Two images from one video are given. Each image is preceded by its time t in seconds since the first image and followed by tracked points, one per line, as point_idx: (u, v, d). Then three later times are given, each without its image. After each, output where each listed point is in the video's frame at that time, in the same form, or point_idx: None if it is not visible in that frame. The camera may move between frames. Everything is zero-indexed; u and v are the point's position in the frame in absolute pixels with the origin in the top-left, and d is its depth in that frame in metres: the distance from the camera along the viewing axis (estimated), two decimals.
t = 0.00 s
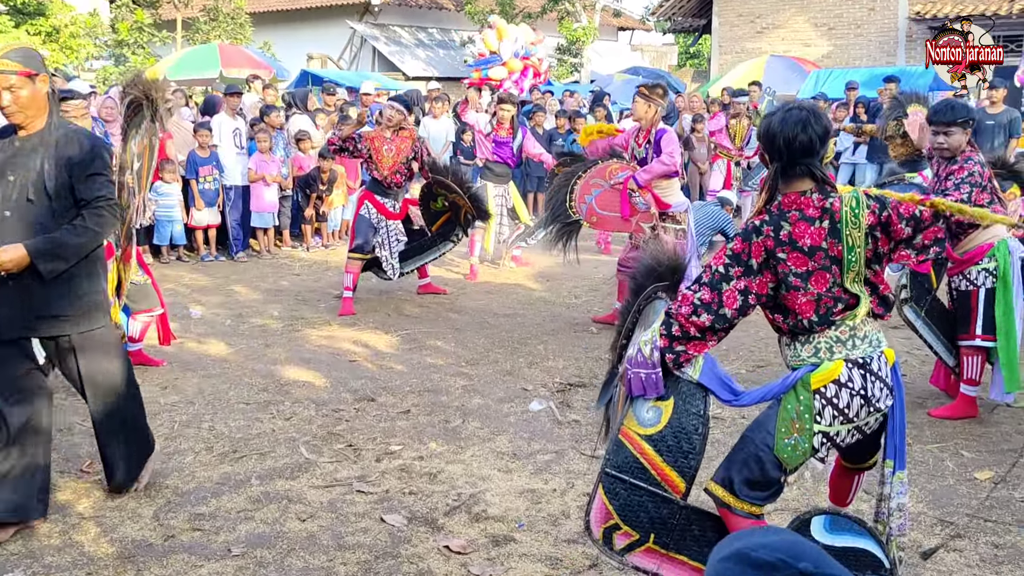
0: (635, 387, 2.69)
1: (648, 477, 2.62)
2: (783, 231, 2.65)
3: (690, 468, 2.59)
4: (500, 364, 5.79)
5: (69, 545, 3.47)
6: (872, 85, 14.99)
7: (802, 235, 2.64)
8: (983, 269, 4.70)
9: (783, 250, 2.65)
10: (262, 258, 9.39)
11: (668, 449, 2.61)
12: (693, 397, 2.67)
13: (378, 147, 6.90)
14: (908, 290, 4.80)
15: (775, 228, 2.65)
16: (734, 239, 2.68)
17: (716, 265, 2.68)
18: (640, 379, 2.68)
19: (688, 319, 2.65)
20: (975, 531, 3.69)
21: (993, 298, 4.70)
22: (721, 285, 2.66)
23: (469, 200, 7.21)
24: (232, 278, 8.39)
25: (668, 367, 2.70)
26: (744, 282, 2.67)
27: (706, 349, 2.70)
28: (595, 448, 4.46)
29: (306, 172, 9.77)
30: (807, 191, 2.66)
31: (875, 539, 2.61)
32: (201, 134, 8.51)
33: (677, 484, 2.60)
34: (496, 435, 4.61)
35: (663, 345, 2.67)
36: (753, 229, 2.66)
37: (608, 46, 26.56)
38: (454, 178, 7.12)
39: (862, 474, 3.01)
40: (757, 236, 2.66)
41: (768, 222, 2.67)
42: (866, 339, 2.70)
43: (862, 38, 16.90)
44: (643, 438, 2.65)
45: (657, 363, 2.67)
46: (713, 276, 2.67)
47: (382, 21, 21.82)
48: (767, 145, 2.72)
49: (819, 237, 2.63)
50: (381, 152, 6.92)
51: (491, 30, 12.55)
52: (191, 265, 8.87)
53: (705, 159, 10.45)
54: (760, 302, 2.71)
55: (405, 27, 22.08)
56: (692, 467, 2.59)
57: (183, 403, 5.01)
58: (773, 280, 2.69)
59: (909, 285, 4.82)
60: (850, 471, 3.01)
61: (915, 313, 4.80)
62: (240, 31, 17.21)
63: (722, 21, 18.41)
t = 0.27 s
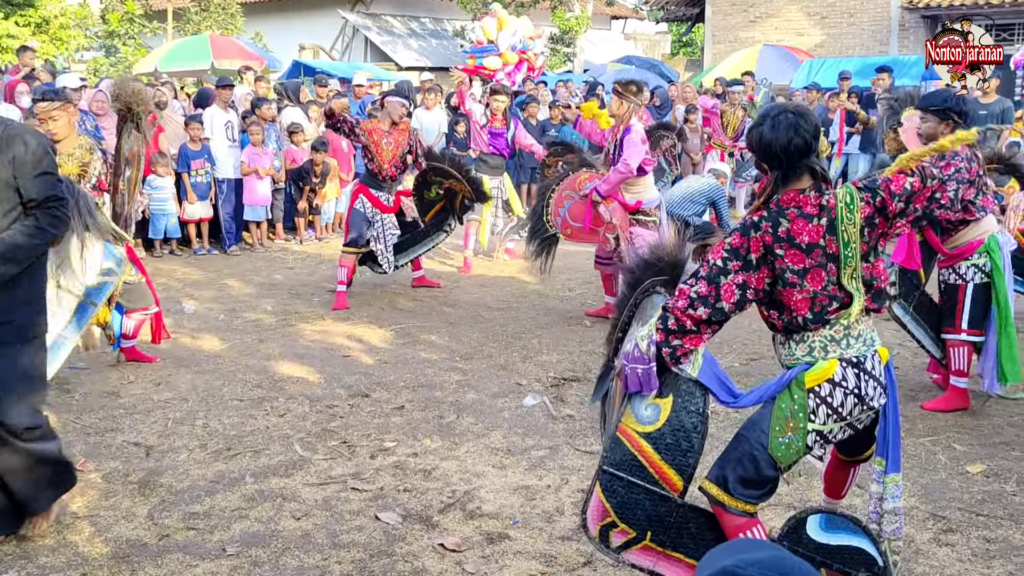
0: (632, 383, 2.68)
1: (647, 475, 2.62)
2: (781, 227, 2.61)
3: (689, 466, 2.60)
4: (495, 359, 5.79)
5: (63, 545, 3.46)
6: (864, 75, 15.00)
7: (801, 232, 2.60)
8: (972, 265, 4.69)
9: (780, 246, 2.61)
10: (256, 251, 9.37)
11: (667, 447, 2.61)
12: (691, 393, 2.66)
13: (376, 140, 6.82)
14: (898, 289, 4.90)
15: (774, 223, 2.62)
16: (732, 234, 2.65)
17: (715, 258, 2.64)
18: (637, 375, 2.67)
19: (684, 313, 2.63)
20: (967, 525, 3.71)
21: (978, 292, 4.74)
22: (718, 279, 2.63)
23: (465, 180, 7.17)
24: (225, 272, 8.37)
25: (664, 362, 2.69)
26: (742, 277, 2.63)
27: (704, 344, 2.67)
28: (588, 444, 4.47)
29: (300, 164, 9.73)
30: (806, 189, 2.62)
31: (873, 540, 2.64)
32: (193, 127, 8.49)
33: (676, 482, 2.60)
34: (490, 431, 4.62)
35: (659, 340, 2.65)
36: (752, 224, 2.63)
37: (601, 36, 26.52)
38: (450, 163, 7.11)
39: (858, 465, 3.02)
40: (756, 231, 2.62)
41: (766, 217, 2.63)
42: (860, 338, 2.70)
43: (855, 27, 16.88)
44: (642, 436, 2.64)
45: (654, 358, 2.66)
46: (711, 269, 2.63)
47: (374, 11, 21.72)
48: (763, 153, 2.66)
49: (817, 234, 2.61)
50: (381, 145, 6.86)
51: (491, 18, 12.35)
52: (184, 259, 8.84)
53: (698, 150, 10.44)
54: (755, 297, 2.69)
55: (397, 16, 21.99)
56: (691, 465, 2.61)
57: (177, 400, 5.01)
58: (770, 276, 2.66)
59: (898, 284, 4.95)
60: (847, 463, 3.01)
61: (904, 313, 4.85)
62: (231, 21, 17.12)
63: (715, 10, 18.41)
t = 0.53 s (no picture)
0: (645, 370, 2.64)
1: (652, 462, 2.58)
2: (786, 216, 2.60)
3: (695, 457, 2.56)
4: (489, 352, 5.79)
5: (56, 541, 3.45)
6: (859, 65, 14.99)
7: (804, 224, 2.61)
8: (952, 263, 4.74)
9: (784, 236, 2.60)
10: (249, 243, 9.34)
11: (674, 437, 2.57)
12: (701, 383, 2.61)
13: (378, 136, 6.81)
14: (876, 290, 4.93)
15: (780, 212, 2.60)
16: (738, 218, 2.60)
17: (719, 240, 2.59)
18: (649, 363, 2.63)
19: (687, 295, 2.57)
20: (960, 518, 3.72)
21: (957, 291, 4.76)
22: (723, 260, 2.57)
23: (453, 162, 7.24)
24: (219, 265, 8.34)
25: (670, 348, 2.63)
26: (745, 261, 2.59)
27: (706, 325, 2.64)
28: (583, 437, 4.47)
29: (293, 156, 9.72)
30: (812, 182, 2.65)
31: (872, 538, 2.65)
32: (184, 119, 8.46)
33: (680, 471, 2.57)
34: (485, 425, 4.61)
35: (664, 326, 2.59)
36: (757, 211, 2.60)
37: (596, 26, 26.48)
38: (433, 145, 7.19)
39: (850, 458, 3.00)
40: (762, 217, 2.60)
41: (772, 205, 2.61)
42: (851, 334, 2.71)
43: (850, 18, 16.85)
44: (650, 423, 2.59)
45: (660, 346, 2.62)
46: (715, 250, 2.58)
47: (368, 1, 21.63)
48: (777, 148, 2.63)
49: (818, 228, 2.62)
50: (382, 140, 6.85)
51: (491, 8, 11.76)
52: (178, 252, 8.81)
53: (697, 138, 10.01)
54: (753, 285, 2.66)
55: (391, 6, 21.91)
56: (698, 456, 2.56)
57: (171, 395, 4.99)
58: (770, 264, 2.63)
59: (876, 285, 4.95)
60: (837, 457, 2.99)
61: (882, 311, 4.84)
62: (224, 12, 17.05)
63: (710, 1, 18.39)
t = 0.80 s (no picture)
0: (662, 356, 2.61)
1: (654, 448, 2.55)
2: (798, 205, 2.57)
3: (700, 446, 2.55)
4: (483, 347, 5.77)
5: (48, 539, 3.43)
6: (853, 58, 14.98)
7: (811, 214, 2.60)
8: (938, 257, 4.74)
9: (795, 225, 2.57)
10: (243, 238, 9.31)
11: (680, 426, 2.54)
12: (712, 375, 2.58)
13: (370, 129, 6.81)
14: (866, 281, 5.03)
15: (792, 201, 2.57)
16: (751, 204, 2.54)
17: (734, 225, 2.51)
18: (664, 349, 2.60)
19: (703, 283, 2.49)
20: (954, 513, 3.72)
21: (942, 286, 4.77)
22: (740, 246, 2.50)
23: (441, 151, 7.23)
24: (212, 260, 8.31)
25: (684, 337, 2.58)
26: (761, 249, 2.53)
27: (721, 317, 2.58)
28: (578, 433, 4.46)
29: (286, 151, 9.69)
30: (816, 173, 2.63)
31: (867, 540, 2.65)
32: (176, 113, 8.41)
33: (682, 459, 2.55)
34: (479, 421, 4.60)
35: (681, 314, 2.54)
36: (770, 198, 2.55)
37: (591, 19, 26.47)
38: (419, 135, 7.17)
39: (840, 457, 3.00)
40: (776, 204, 2.54)
41: (783, 193, 2.57)
42: (845, 327, 2.71)
43: (845, 11, 16.85)
44: (657, 410, 2.56)
45: (668, 333, 2.59)
46: (732, 235, 2.50)
47: None
48: (787, 131, 2.58)
49: (824, 219, 2.63)
50: (375, 133, 6.84)
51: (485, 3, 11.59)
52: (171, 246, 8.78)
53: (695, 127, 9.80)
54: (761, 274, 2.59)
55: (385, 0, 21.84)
56: (703, 446, 2.55)
57: (164, 391, 4.97)
58: (778, 252, 2.58)
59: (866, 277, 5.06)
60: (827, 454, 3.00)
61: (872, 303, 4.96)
62: (217, 5, 16.97)
63: None
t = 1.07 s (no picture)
0: (652, 362, 2.54)
1: (647, 446, 2.55)
2: (793, 209, 2.54)
3: (692, 443, 2.54)
4: (477, 346, 5.76)
5: (39, 541, 3.41)
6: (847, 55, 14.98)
7: (807, 218, 2.57)
8: (936, 250, 4.71)
9: (793, 229, 2.54)
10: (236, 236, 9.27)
11: (672, 424, 2.54)
12: (704, 376, 2.58)
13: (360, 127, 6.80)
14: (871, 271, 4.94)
15: (788, 205, 2.54)
16: (750, 211, 2.52)
17: (734, 232, 2.50)
18: (657, 355, 2.53)
19: (704, 294, 2.48)
20: (948, 511, 3.72)
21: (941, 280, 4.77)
22: (741, 255, 2.49)
23: (432, 151, 7.21)
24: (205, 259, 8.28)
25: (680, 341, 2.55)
26: (760, 256, 2.52)
27: (719, 328, 2.57)
28: (572, 432, 4.45)
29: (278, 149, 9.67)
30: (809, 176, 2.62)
31: (868, 538, 2.60)
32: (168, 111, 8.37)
33: (674, 456, 2.54)
34: (473, 420, 4.59)
35: (677, 321, 2.52)
36: (767, 203, 2.53)
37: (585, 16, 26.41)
38: (411, 134, 7.16)
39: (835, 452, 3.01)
40: (773, 211, 2.52)
41: (779, 198, 2.54)
42: (836, 328, 2.70)
43: (839, 8, 16.86)
44: (648, 408, 2.56)
45: (673, 340, 2.52)
46: (733, 244, 2.49)
47: None
48: (783, 129, 2.58)
49: (819, 222, 2.60)
50: (365, 131, 6.82)
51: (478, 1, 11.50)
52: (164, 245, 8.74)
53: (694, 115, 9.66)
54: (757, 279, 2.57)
55: None
56: (694, 444, 2.54)
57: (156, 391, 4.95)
58: (775, 257, 2.56)
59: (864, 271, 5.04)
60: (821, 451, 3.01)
61: (870, 296, 4.96)
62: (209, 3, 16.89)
63: None
